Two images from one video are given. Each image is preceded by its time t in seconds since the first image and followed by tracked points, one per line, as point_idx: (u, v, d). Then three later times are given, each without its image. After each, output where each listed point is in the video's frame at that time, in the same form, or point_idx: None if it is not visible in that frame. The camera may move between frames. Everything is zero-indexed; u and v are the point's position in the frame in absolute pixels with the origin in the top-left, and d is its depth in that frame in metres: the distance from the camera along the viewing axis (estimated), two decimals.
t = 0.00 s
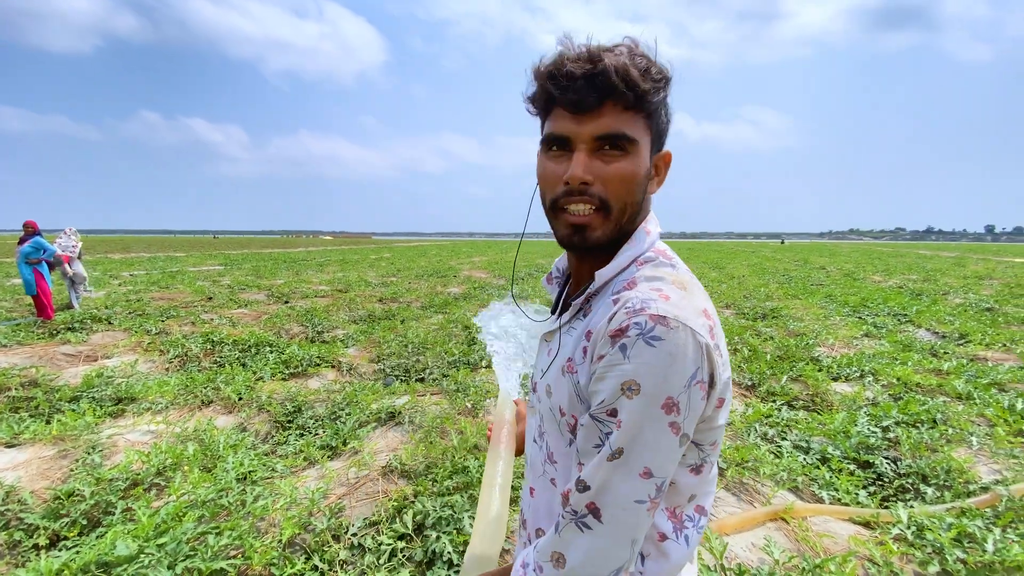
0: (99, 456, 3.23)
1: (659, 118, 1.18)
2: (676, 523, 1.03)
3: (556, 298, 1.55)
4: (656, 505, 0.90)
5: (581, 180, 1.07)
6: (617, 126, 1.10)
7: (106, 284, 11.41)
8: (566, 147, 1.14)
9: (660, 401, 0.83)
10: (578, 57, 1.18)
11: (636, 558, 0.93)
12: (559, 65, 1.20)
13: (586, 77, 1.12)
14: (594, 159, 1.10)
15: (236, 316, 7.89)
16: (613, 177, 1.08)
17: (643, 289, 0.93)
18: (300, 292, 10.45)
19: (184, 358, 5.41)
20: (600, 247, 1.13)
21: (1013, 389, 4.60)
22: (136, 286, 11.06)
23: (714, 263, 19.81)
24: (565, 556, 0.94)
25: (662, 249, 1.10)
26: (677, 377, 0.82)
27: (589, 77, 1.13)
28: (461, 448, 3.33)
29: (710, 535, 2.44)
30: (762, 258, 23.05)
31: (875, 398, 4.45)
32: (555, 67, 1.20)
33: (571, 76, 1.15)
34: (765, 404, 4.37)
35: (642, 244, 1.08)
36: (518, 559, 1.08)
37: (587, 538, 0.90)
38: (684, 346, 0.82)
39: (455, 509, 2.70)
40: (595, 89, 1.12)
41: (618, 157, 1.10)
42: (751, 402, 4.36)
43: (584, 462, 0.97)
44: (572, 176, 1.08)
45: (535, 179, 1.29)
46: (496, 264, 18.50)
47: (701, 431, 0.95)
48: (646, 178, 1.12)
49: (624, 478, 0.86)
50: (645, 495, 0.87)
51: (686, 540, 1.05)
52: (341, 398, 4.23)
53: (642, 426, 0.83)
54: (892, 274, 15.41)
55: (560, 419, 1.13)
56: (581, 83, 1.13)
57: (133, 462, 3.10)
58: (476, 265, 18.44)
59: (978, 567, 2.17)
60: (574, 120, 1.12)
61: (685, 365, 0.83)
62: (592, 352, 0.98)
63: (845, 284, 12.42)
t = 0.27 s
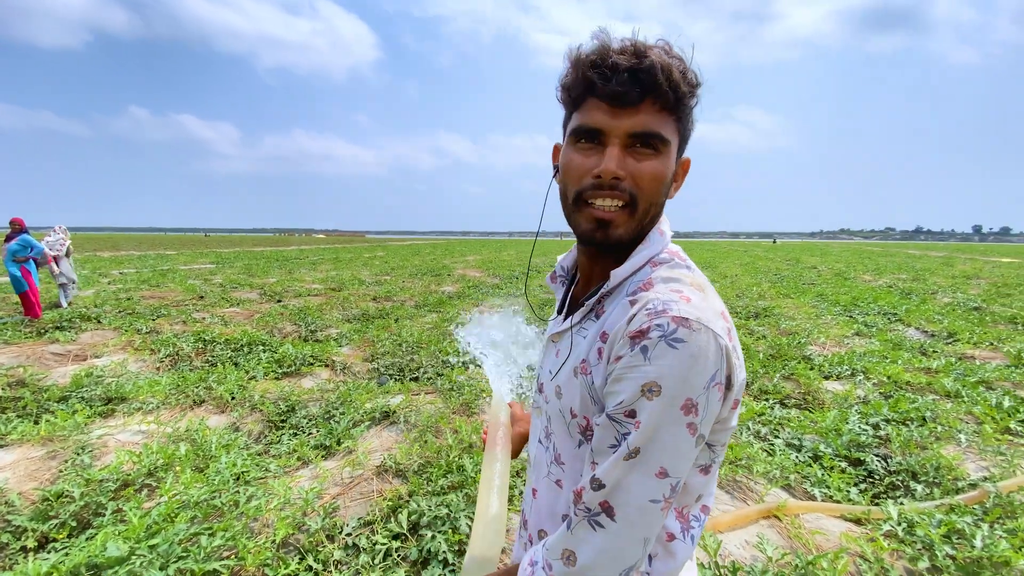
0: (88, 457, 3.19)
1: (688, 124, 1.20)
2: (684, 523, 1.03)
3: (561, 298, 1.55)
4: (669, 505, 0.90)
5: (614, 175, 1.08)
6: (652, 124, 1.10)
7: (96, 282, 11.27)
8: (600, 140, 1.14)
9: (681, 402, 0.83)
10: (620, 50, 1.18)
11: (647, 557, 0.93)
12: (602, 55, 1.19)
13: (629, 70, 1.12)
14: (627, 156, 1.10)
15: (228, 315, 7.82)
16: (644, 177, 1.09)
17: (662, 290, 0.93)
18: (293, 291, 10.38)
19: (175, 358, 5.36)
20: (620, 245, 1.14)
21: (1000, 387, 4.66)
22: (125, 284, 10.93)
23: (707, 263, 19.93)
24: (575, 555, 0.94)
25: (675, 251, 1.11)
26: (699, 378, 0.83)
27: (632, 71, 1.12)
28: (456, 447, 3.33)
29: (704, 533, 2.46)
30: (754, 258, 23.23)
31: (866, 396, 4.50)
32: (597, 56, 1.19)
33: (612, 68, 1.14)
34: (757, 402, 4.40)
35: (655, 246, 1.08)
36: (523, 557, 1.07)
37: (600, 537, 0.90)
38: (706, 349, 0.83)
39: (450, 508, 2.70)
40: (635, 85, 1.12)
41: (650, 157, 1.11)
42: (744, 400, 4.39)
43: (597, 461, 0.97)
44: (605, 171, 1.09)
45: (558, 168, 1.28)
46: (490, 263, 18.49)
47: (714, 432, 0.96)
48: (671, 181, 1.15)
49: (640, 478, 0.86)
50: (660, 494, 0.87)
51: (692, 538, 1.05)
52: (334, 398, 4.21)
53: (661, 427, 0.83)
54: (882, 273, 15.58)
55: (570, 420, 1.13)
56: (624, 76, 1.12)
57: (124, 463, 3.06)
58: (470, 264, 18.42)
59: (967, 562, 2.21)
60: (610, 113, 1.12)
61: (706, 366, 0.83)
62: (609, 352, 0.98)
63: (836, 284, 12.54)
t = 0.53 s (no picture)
0: (76, 459, 3.13)
1: (699, 121, 1.19)
2: (686, 523, 1.02)
3: (563, 294, 1.54)
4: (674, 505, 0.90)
5: (621, 170, 1.07)
6: (663, 120, 1.09)
7: (83, 283, 11.10)
8: (610, 134, 1.13)
9: (688, 401, 0.83)
10: (633, 45, 1.18)
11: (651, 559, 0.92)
12: (615, 50, 1.19)
13: (642, 64, 1.11)
14: (636, 151, 1.09)
15: (218, 315, 7.73)
16: (651, 172, 1.08)
17: (669, 287, 0.92)
18: (284, 291, 10.30)
19: (165, 358, 5.29)
20: (628, 241, 1.13)
21: (988, 384, 4.73)
22: (114, 285, 10.78)
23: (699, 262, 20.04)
24: (579, 557, 0.93)
25: (681, 248, 1.11)
26: (707, 377, 0.82)
27: (645, 66, 1.12)
28: (450, 448, 3.31)
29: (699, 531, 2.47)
30: (746, 257, 23.40)
31: (857, 393, 4.54)
32: (610, 51, 1.19)
33: (625, 62, 1.14)
34: (750, 400, 4.43)
35: (665, 241, 1.08)
36: (525, 558, 1.06)
37: (604, 538, 0.89)
38: (714, 347, 0.82)
39: (444, 508, 2.68)
40: (648, 79, 1.12)
41: (659, 153, 1.10)
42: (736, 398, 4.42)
43: (601, 460, 0.96)
44: (613, 165, 1.08)
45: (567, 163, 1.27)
46: (484, 263, 18.47)
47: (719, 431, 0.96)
48: (679, 179, 1.13)
49: (646, 478, 0.85)
50: (665, 495, 0.86)
51: (693, 538, 1.05)
52: (327, 398, 4.18)
53: (669, 426, 0.83)
54: (872, 272, 15.76)
55: (572, 419, 1.12)
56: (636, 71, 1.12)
57: (113, 465, 3.01)
58: (463, 264, 18.40)
59: (958, 557, 2.23)
60: (621, 107, 1.11)
61: (715, 364, 0.83)
62: (615, 350, 0.97)
63: (826, 282, 12.67)
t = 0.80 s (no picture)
0: (64, 466, 3.08)
1: (676, 125, 1.18)
2: (674, 534, 1.01)
3: (552, 301, 1.53)
4: (663, 517, 0.89)
5: (598, 185, 1.07)
6: (638, 130, 1.09)
7: (71, 286, 10.93)
8: (585, 150, 1.13)
9: (676, 412, 0.82)
10: (601, 57, 1.17)
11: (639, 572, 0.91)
12: (583, 63, 1.19)
13: (611, 77, 1.11)
14: (612, 164, 1.09)
15: (208, 318, 7.65)
16: (629, 183, 1.07)
17: (658, 296, 0.92)
18: (275, 293, 10.21)
19: (154, 363, 5.22)
20: (612, 253, 1.12)
21: (976, 382, 4.78)
22: (102, 288, 10.63)
23: (691, 262, 20.16)
24: (567, 569, 0.92)
25: (669, 256, 1.10)
26: (694, 388, 0.82)
27: (614, 78, 1.11)
28: (443, 452, 3.29)
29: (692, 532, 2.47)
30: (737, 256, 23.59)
31: (847, 393, 4.57)
32: (578, 65, 1.18)
33: (594, 75, 1.13)
34: (742, 400, 4.45)
35: (652, 250, 1.07)
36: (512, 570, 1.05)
37: (592, 551, 0.88)
38: (702, 357, 0.82)
39: (437, 513, 2.66)
40: (619, 91, 1.11)
41: (637, 163, 1.09)
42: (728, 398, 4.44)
43: (589, 471, 0.95)
44: (590, 180, 1.07)
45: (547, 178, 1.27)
46: (476, 263, 18.44)
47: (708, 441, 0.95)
48: (660, 186, 1.13)
49: (634, 489, 0.84)
50: (654, 507, 0.85)
51: (681, 550, 1.04)
52: (318, 402, 4.14)
53: (657, 437, 0.82)
54: (861, 271, 15.94)
55: (560, 428, 1.11)
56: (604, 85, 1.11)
57: (101, 472, 2.96)
58: (456, 264, 18.36)
59: (950, 557, 2.25)
60: (594, 121, 1.11)
61: (703, 375, 0.82)
62: (601, 360, 0.96)
63: (816, 281, 12.78)
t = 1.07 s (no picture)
0: (51, 473, 3.03)
1: (652, 122, 1.19)
2: (664, 538, 1.01)
3: (545, 303, 1.53)
4: (651, 520, 0.88)
5: (579, 189, 1.07)
6: (614, 132, 1.09)
7: (58, 290, 10.78)
8: (563, 156, 1.13)
9: (665, 414, 0.82)
10: (567, 64, 1.18)
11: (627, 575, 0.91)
12: (550, 73, 1.20)
13: (580, 83, 1.11)
14: (592, 167, 1.09)
15: (199, 322, 7.57)
16: (612, 184, 1.07)
17: (649, 298, 0.92)
18: (267, 296, 10.13)
19: (144, 367, 5.16)
20: (601, 255, 1.12)
21: (965, 380, 4.84)
22: (90, 291, 10.48)
23: (684, 262, 20.26)
24: (554, 571, 0.91)
25: (660, 258, 1.10)
26: (683, 390, 0.82)
27: (582, 84, 1.12)
28: (436, 455, 3.28)
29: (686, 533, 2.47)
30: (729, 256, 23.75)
31: (839, 391, 4.61)
32: (546, 77, 1.19)
33: (563, 83, 1.14)
34: (735, 400, 4.47)
35: (641, 252, 1.07)
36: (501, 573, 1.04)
37: (579, 553, 0.88)
38: (691, 359, 0.82)
39: (430, 516, 2.64)
40: (590, 95, 1.11)
41: (617, 163, 1.09)
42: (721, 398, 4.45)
43: (578, 473, 0.94)
44: (571, 186, 1.08)
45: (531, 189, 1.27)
46: (470, 265, 18.42)
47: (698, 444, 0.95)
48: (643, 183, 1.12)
49: (622, 492, 0.84)
50: (642, 509, 0.85)
51: (671, 554, 1.03)
52: (310, 406, 4.10)
53: (645, 439, 0.82)
54: (851, 270, 16.09)
55: (550, 430, 1.11)
56: (575, 90, 1.12)
57: (89, 479, 2.91)
58: (449, 266, 18.32)
59: (941, 554, 2.27)
60: (570, 128, 1.11)
61: (692, 377, 0.82)
62: (592, 362, 0.96)
63: (807, 281, 12.89)
